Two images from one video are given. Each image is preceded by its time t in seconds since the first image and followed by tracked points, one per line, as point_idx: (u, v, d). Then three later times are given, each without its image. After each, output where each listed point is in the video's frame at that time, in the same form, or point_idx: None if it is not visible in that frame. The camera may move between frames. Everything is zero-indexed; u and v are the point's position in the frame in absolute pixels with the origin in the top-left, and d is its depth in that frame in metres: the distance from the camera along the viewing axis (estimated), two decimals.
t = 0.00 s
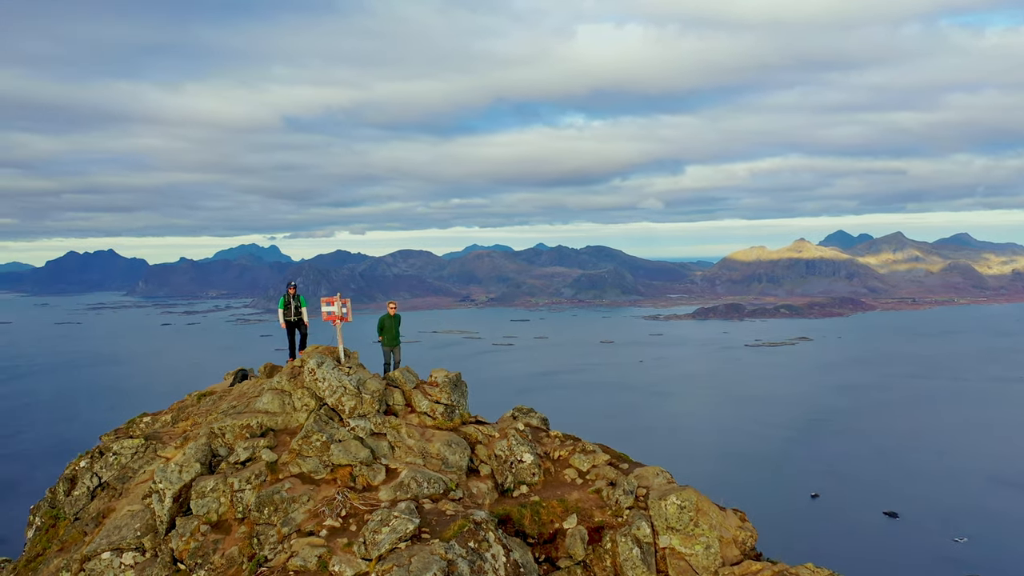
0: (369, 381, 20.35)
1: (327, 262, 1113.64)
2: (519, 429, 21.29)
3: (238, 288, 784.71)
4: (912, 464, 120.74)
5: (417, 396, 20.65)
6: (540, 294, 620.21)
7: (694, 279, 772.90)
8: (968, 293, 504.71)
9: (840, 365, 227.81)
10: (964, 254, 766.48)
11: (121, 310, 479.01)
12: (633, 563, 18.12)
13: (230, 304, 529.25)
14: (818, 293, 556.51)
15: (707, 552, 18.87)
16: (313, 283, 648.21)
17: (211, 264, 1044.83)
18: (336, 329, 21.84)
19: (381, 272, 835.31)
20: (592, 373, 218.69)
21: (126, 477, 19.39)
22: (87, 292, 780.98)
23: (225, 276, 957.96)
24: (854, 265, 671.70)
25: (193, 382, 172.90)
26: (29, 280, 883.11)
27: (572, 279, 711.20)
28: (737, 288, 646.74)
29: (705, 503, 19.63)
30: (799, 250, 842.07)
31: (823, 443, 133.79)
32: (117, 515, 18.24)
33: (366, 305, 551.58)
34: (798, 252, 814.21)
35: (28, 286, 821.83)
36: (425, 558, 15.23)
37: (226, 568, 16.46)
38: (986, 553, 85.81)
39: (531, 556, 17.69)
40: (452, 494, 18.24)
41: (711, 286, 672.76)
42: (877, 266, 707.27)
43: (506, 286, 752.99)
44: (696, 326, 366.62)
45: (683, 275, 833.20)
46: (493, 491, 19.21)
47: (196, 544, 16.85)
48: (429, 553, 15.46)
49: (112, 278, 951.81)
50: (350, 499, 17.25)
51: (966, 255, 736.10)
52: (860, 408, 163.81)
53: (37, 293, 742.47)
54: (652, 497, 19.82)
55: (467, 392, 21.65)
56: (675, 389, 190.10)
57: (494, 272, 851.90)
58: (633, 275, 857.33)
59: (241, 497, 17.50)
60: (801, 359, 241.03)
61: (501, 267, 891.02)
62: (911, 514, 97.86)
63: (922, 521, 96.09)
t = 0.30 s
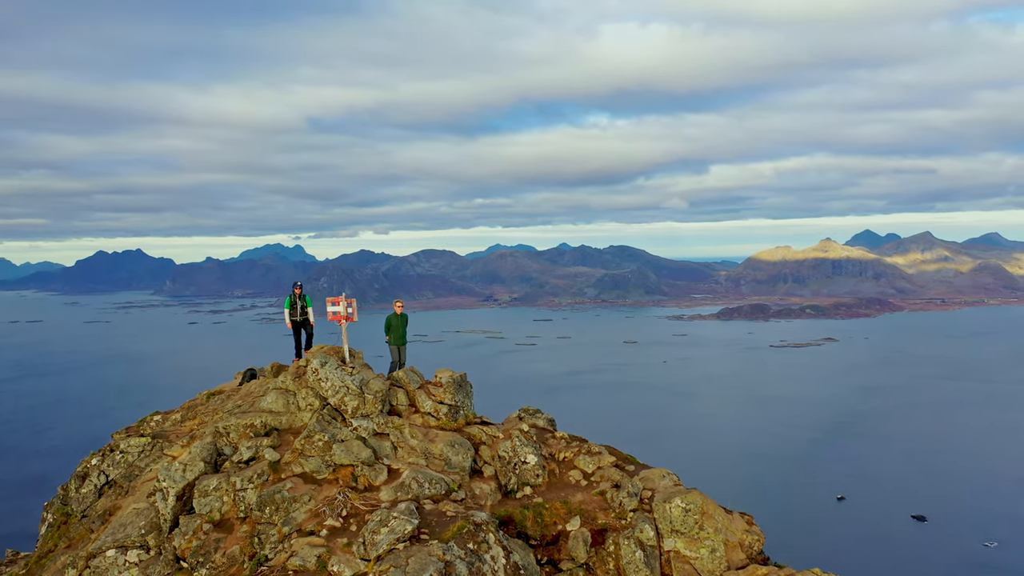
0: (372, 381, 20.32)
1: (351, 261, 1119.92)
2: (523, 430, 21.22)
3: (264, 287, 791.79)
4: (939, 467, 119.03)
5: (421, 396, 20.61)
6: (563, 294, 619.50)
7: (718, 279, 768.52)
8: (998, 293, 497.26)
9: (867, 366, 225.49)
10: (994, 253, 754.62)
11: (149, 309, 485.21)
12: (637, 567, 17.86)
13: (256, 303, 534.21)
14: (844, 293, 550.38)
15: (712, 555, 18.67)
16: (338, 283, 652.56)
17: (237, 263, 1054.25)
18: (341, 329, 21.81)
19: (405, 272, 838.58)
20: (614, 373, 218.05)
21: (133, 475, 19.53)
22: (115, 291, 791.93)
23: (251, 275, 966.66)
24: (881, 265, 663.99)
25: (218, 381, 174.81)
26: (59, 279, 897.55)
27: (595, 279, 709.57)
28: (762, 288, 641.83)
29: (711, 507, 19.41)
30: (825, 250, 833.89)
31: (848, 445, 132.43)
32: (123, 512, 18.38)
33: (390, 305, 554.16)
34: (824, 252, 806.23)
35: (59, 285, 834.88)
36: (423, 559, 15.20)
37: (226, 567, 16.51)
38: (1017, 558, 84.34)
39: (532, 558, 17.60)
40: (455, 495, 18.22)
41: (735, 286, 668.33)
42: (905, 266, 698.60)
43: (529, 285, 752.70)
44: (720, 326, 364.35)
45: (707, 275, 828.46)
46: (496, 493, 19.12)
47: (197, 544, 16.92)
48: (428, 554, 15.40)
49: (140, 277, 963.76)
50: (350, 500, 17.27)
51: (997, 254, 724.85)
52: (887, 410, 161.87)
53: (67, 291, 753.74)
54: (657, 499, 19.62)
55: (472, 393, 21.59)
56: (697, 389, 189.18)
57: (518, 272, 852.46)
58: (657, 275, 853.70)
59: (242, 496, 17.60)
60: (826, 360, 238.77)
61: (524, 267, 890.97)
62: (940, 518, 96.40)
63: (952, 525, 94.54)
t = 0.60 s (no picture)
0: (376, 381, 20.34)
1: (376, 261, 1124.79)
2: (527, 431, 21.14)
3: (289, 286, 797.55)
4: (969, 470, 117.10)
5: (424, 396, 20.61)
6: (587, 293, 617.82)
7: (744, 279, 761.70)
8: None
9: (895, 367, 222.43)
10: None
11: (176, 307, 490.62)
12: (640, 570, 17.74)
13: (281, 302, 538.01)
14: (872, 293, 543.86)
15: (717, 560, 18.46)
16: (362, 282, 656.12)
17: (263, 262, 1063.04)
18: (347, 329, 21.83)
19: (428, 271, 840.78)
20: (638, 373, 216.95)
21: (139, 473, 19.71)
22: (144, 290, 801.55)
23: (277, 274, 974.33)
24: (909, 264, 654.67)
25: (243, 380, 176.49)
26: (89, 277, 910.55)
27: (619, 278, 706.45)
28: (787, 287, 635.28)
29: (716, 510, 19.21)
30: (853, 250, 823.99)
31: (873, 446, 130.87)
32: (128, 511, 18.54)
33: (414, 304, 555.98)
34: (851, 252, 796.78)
35: (89, 284, 847.24)
36: (420, 561, 15.16)
37: (228, 566, 16.60)
38: None
39: (534, 561, 17.53)
40: (456, 495, 18.20)
41: (761, 286, 662.33)
42: (935, 266, 688.23)
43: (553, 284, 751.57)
44: (745, 326, 361.15)
45: (732, 274, 821.99)
46: (499, 494, 19.07)
47: (200, 542, 17.05)
48: (424, 556, 15.38)
49: (168, 276, 975.02)
50: (351, 499, 17.32)
51: None
52: (915, 411, 159.56)
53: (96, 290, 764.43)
54: (661, 503, 19.41)
55: (477, 393, 21.50)
56: (721, 390, 187.87)
57: (541, 271, 851.72)
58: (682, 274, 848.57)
59: (244, 495, 17.69)
60: (853, 361, 235.84)
61: (548, 266, 890.09)
62: (969, 521, 94.90)
63: (982, 529, 92.99)
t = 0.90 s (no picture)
0: (379, 381, 20.37)
1: (400, 260, 1129.38)
2: (531, 432, 21.04)
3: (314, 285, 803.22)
4: (999, 473, 115.07)
5: (428, 396, 20.64)
6: (610, 293, 615.58)
7: (770, 279, 754.79)
8: None
9: (924, 368, 219.07)
10: None
11: (204, 305, 496.06)
12: (641, 571, 17.64)
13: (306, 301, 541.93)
14: (900, 293, 536.18)
15: (721, 563, 18.31)
16: (387, 281, 658.94)
17: (288, 261, 1071.65)
18: (352, 328, 21.79)
19: (452, 271, 842.40)
20: (662, 373, 215.71)
21: (146, 471, 19.92)
22: (172, 288, 810.75)
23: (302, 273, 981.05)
24: (939, 264, 644.58)
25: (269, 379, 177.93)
26: (119, 276, 923.28)
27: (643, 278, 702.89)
28: (814, 287, 628.32)
29: (720, 512, 19.03)
30: (881, 249, 812.99)
31: (900, 448, 129.12)
32: (134, 507, 18.78)
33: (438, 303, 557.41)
34: (880, 251, 785.90)
35: (118, 283, 858.42)
36: (416, 559, 15.17)
37: (229, 563, 16.69)
38: None
39: (535, 562, 17.53)
40: (457, 495, 18.18)
41: (787, 285, 655.85)
42: (966, 266, 677.13)
43: (576, 283, 749.42)
44: (771, 326, 357.74)
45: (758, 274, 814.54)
46: (501, 494, 19.07)
47: (202, 539, 17.22)
48: (421, 556, 15.36)
49: (196, 275, 985.92)
50: (351, 499, 17.35)
51: None
52: (944, 413, 157.10)
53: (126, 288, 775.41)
54: (664, 505, 19.24)
55: (481, 392, 21.49)
56: (746, 390, 186.34)
57: (565, 270, 850.24)
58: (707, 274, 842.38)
59: (246, 494, 17.79)
60: (881, 362, 232.77)
61: (572, 266, 887.93)
62: (1000, 526, 93.24)
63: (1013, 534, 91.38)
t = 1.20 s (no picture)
0: (382, 380, 20.46)
1: (424, 260, 1133.19)
2: (535, 431, 20.99)
3: (340, 284, 809.57)
4: None
5: (431, 396, 20.64)
6: (634, 293, 612.96)
7: (796, 279, 747.86)
8: None
9: (953, 370, 215.92)
10: None
11: (230, 305, 501.03)
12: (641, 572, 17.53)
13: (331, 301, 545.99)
14: (929, 293, 528.53)
15: (724, 565, 18.10)
16: (411, 281, 662.04)
17: (313, 261, 1080.00)
18: (357, 327, 21.90)
19: (476, 271, 843.56)
20: (686, 373, 214.55)
21: (152, 467, 20.14)
22: (199, 288, 820.24)
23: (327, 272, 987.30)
24: (970, 264, 634.73)
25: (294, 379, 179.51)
26: (147, 276, 935.30)
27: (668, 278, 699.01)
28: (841, 288, 621.30)
29: (724, 514, 18.86)
30: (910, 249, 801.84)
31: (927, 451, 127.42)
32: (139, 505, 19.01)
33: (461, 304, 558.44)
34: (909, 251, 775.40)
35: (147, 283, 869.57)
36: (412, 559, 15.19)
37: (230, 560, 16.84)
38: None
39: (536, 562, 17.51)
40: (458, 494, 18.20)
41: (813, 286, 649.19)
42: (997, 266, 665.98)
43: (600, 283, 747.24)
44: (797, 327, 354.24)
45: (784, 274, 807.00)
46: (503, 494, 19.06)
47: (204, 536, 17.35)
48: (417, 554, 15.38)
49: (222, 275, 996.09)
50: (352, 497, 17.41)
51: None
52: (973, 416, 154.69)
53: (155, 288, 785.16)
54: (667, 506, 19.12)
55: (485, 393, 21.48)
56: (770, 391, 185.00)
57: (589, 271, 848.94)
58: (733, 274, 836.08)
59: (248, 491, 17.93)
60: (909, 364, 229.53)
61: (596, 266, 885.64)
62: None
63: None
